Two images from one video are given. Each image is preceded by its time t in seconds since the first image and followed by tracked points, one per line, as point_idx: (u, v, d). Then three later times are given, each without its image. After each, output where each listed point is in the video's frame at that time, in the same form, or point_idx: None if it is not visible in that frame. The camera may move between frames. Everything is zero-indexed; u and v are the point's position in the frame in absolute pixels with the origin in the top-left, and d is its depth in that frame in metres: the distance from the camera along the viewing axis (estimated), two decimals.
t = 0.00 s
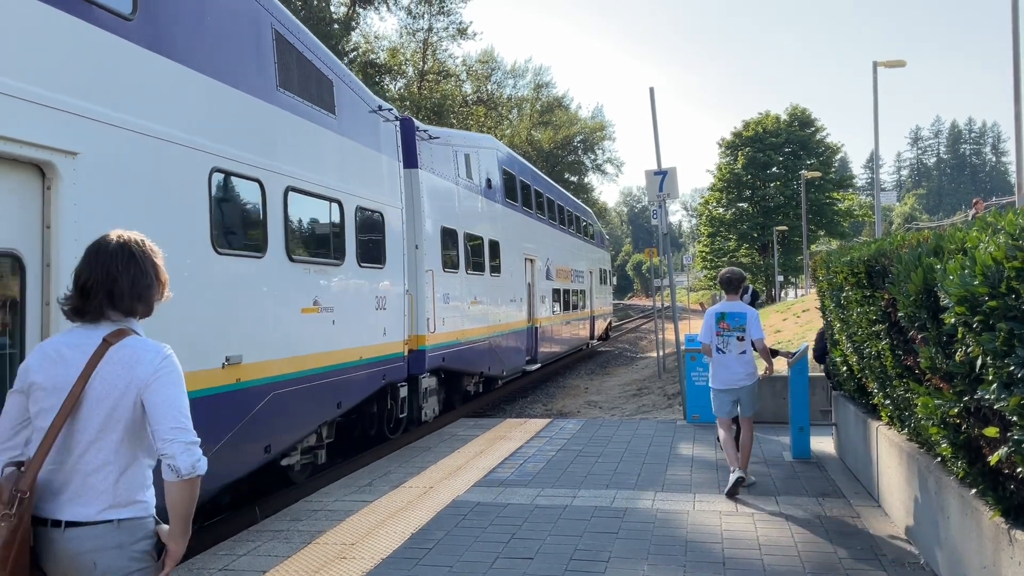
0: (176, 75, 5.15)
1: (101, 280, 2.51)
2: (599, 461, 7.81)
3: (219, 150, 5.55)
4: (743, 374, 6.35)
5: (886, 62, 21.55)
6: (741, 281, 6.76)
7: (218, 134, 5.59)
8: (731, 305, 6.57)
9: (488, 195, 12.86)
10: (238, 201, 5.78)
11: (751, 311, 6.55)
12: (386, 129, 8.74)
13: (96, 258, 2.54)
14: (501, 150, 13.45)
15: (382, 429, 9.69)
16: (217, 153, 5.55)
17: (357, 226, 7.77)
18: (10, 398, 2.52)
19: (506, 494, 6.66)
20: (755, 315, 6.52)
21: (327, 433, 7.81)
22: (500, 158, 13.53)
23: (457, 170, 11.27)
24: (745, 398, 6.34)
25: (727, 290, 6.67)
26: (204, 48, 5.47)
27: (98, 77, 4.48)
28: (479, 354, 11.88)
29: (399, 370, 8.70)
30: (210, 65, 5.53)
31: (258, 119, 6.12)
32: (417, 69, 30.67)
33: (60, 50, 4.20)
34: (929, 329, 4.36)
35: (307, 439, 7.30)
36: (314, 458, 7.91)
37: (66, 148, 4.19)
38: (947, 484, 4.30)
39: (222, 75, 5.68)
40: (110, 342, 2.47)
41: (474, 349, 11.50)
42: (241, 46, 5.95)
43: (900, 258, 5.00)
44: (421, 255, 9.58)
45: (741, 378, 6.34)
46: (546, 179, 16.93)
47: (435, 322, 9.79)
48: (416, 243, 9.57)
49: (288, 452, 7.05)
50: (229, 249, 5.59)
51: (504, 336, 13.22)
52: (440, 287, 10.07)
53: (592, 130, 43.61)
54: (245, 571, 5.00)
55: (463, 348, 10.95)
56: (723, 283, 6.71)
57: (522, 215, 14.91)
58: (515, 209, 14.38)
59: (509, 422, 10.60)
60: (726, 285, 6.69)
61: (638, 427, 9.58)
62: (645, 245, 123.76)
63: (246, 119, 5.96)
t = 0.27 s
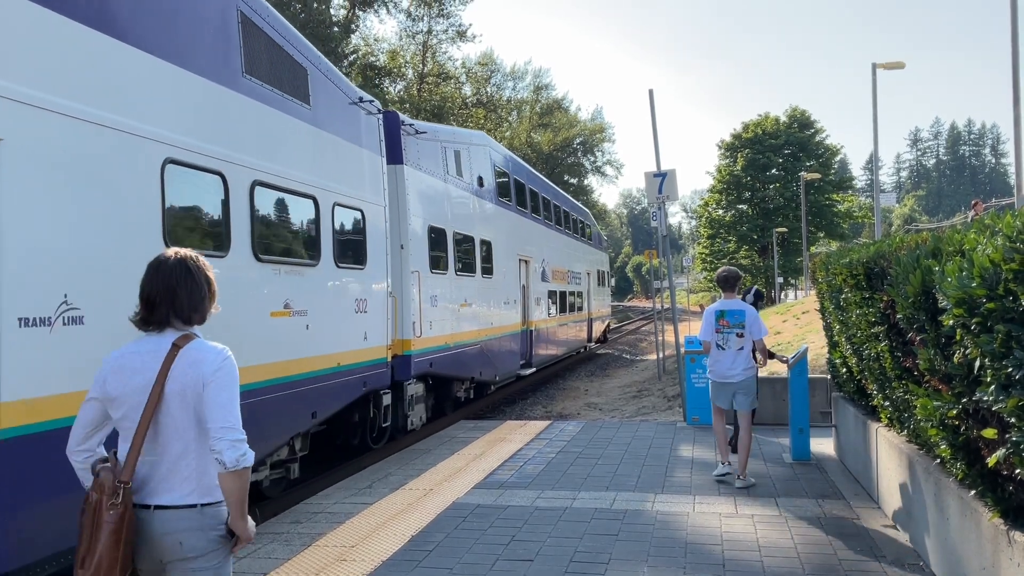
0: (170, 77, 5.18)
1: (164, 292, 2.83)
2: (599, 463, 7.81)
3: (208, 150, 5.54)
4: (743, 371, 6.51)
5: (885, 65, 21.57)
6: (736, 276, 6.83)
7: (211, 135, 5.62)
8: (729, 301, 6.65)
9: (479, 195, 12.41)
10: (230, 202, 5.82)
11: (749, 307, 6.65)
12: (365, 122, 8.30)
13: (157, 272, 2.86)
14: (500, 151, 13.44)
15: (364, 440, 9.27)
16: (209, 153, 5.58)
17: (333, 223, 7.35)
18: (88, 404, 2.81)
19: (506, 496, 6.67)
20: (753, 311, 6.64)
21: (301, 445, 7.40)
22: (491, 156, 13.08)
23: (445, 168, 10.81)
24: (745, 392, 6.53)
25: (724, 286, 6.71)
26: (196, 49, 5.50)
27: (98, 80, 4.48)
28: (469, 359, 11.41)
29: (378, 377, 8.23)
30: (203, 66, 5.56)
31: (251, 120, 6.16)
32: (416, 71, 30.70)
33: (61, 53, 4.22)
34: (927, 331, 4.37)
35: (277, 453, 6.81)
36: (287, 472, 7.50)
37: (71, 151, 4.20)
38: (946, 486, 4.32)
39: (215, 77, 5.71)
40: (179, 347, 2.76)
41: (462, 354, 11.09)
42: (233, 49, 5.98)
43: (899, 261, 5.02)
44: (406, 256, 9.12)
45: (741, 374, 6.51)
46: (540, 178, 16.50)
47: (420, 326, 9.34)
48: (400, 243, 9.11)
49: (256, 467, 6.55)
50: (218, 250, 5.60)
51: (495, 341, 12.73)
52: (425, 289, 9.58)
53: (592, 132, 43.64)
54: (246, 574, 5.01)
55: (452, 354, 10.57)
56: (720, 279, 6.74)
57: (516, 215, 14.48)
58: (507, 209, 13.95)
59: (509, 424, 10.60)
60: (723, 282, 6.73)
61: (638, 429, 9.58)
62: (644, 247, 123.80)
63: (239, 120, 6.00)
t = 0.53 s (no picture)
0: (168, 80, 5.19)
1: (221, 281, 3.15)
2: (599, 465, 7.81)
3: (203, 151, 5.53)
4: (738, 373, 6.64)
5: (884, 66, 21.59)
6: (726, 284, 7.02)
7: (210, 138, 5.64)
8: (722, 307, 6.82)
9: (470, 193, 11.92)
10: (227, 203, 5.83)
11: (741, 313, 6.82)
12: (345, 113, 7.91)
13: (216, 265, 3.19)
14: (498, 151, 13.35)
15: (345, 450, 8.83)
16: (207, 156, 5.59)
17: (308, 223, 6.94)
18: (145, 371, 3.11)
19: (506, 498, 6.67)
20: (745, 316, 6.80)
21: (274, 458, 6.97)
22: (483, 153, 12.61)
23: (433, 165, 10.33)
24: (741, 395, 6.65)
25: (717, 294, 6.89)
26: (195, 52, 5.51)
27: (97, 82, 4.50)
28: (459, 364, 11.02)
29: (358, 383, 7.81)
30: (201, 68, 5.56)
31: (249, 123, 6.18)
32: (416, 73, 30.74)
33: (61, 57, 4.23)
34: (926, 332, 4.38)
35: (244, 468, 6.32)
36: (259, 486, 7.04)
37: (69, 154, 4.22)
38: (946, 487, 4.32)
39: (214, 79, 5.72)
40: (235, 330, 3.05)
41: (452, 359, 10.72)
42: (231, 52, 6.00)
43: (897, 262, 5.03)
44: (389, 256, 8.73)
45: (737, 376, 6.63)
46: (535, 176, 16.00)
47: (405, 329, 8.96)
48: (383, 243, 8.74)
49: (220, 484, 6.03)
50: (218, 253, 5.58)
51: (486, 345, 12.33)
52: (409, 290, 9.13)
53: (592, 134, 43.66)
54: None
55: (440, 359, 10.22)
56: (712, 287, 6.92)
57: (509, 215, 14.02)
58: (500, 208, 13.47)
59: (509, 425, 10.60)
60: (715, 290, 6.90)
61: (638, 430, 9.59)
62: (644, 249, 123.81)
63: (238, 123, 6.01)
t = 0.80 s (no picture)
0: (169, 81, 5.19)
1: (280, 293, 3.30)
2: (599, 467, 7.81)
3: (203, 152, 5.53)
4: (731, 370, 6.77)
5: (884, 67, 21.61)
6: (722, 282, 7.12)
7: (212, 140, 5.64)
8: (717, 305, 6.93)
9: (460, 190, 11.32)
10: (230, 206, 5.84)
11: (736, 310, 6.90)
12: (319, 103, 7.37)
13: (275, 278, 3.34)
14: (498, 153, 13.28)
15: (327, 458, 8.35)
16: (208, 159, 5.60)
17: (272, 219, 6.38)
18: (206, 372, 3.23)
19: (506, 499, 6.66)
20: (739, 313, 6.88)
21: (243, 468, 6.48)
22: (471, 147, 12.00)
23: (420, 160, 9.71)
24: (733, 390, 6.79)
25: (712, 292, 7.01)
26: (197, 54, 5.52)
27: (94, 84, 4.51)
28: (449, 369, 10.46)
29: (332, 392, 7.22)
30: (201, 70, 5.55)
31: (251, 126, 6.18)
32: (416, 75, 30.77)
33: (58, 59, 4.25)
34: (925, 333, 4.38)
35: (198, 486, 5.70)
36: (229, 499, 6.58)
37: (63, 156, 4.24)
38: (945, 488, 4.32)
39: (216, 82, 5.72)
40: (297, 340, 3.22)
41: (441, 363, 10.17)
42: (234, 55, 5.99)
43: (897, 264, 5.03)
44: (370, 255, 8.11)
45: (730, 373, 6.76)
46: (525, 171, 15.39)
47: (386, 333, 8.36)
48: (363, 241, 8.12)
49: (171, 504, 5.40)
50: (218, 255, 5.60)
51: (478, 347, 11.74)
52: (390, 291, 8.48)
53: (592, 135, 43.68)
54: None
55: (428, 363, 9.69)
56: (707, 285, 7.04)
57: (501, 213, 13.44)
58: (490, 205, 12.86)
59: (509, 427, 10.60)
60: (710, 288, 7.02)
61: (638, 432, 9.59)
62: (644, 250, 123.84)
63: (240, 126, 6.01)
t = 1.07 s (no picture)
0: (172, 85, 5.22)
1: (327, 287, 3.76)
2: (599, 469, 7.82)
3: (205, 155, 5.54)
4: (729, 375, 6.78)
5: (884, 69, 21.60)
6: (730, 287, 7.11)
7: (214, 144, 5.66)
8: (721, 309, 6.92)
9: (447, 185, 10.76)
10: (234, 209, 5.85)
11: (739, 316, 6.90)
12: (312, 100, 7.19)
13: (321, 273, 3.80)
14: (496, 152, 13.31)
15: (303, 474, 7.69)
16: (212, 163, 5.62)
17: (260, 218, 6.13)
18: (265, 369, 3.66)
19: (507, 501, 6.66)
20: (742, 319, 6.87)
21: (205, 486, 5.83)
22: (460, 140, 11.43)
23: (402, 154, 9.15)
24: (730, 395, 6.81)
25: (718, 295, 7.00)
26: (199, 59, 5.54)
27: (94, 87, 4.53)
28: (434, 374, 9.99)
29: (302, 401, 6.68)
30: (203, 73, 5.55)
31: (256, 130, 6.18)
32: (416, 77, 30.82)
33: (58, 63, 4.27)
34: (925, 335, 4.38)
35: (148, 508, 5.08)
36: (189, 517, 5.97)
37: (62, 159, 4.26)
38: (945, 489, 4.32)
39: (219, 86, 5.74)
40: (345, 327, 3.69)
41: (427, 369, 9.71)
42: (237, 58, 6.01)
43: (896, 265, 5.04)
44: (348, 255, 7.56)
45: (727, 378, 6.77)
46: (517, 166, 14.80)
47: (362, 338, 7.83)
48: (340, 240, 7.57)
49: (112, 530, 4.81)
50: (221, 257, 5.61)
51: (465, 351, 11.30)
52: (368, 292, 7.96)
53: (592, 137, 43.73)
54: None
55: (411, 369, 9.23)
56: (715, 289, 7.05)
57: (491, 209, 12.87)
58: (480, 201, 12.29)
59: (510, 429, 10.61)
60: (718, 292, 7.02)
61: (638, 433, 9.59)
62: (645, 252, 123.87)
63: (244, 130, 6.02)
